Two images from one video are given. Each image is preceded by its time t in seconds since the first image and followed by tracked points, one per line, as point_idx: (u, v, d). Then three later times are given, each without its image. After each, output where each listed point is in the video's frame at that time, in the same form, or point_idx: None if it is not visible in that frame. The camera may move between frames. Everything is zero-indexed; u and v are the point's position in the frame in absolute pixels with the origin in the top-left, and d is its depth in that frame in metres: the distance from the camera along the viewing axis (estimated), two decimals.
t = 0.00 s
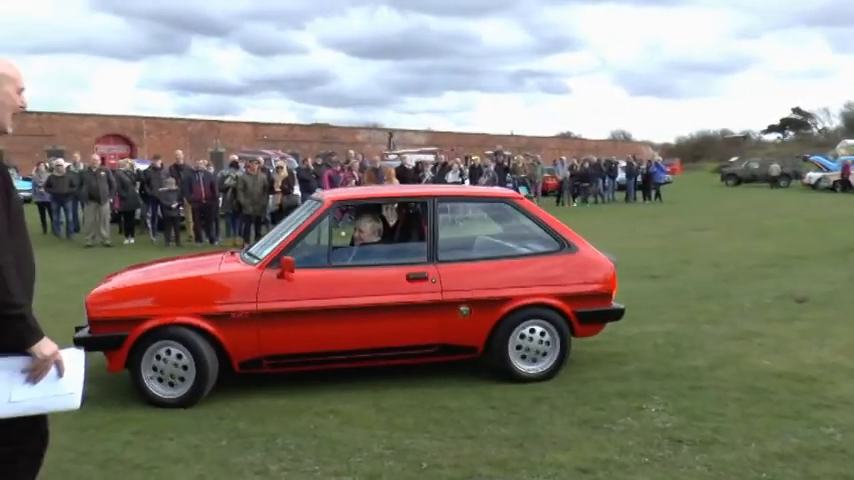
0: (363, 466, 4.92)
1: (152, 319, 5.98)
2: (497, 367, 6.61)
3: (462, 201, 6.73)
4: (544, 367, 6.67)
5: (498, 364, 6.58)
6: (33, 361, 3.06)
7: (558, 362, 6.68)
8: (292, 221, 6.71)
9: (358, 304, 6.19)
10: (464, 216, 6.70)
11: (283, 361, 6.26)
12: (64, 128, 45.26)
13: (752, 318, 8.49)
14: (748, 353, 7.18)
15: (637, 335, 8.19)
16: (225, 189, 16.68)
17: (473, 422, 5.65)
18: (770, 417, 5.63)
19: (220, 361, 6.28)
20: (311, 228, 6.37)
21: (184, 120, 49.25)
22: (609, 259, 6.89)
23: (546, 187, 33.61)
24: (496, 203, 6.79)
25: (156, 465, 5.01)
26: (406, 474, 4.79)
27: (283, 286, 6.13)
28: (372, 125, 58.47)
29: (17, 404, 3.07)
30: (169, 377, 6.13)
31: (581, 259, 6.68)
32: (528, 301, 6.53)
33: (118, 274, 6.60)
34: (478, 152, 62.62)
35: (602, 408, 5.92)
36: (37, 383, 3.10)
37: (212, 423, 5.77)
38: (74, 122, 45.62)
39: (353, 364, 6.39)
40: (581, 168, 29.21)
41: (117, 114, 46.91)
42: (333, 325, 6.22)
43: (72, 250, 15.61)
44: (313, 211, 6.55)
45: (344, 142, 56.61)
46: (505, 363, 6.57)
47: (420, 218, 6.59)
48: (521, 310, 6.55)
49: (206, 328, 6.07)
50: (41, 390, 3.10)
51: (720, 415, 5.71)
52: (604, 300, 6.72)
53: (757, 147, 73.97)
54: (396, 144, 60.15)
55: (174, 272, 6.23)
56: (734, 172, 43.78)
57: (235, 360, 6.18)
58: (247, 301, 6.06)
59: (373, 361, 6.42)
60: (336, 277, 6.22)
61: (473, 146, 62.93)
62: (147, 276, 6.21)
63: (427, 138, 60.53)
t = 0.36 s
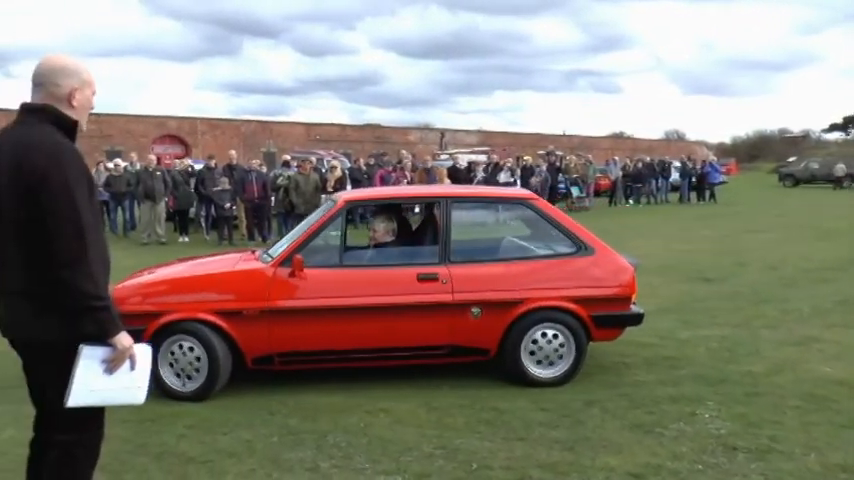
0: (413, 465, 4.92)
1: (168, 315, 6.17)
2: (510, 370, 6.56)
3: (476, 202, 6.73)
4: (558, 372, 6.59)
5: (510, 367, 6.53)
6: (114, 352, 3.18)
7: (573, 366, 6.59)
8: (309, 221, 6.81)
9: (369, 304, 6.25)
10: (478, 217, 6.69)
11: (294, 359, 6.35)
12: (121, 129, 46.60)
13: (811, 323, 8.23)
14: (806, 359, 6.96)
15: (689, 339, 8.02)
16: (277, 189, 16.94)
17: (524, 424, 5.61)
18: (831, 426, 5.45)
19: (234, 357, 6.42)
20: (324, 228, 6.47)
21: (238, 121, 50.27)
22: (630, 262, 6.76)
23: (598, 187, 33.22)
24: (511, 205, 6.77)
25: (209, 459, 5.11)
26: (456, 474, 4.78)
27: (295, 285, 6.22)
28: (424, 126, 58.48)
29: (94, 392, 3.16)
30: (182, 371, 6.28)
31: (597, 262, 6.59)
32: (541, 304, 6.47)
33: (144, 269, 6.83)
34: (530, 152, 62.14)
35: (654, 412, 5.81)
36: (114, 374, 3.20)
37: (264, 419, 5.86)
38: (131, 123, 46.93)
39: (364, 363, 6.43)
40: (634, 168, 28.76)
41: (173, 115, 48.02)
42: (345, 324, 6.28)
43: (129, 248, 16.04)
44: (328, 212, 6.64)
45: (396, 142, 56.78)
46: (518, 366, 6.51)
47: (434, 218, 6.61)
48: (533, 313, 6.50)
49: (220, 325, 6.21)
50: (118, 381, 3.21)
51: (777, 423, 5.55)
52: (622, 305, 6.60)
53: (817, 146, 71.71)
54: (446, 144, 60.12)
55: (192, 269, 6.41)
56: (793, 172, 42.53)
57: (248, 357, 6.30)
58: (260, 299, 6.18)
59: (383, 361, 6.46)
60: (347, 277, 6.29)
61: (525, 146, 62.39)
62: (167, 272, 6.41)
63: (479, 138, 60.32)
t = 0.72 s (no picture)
0: (462, 466, 4.91)
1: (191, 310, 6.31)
2: (528, 373, 6.50)
3: (494, 203, 6.72)
4: (578, 375, 6.50)
5: (528, 370, 6.47)
6: (183, 343, 3.35)
7: (594, 371, 6.49)
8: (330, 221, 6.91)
9: (386, 304, 6.29)
10: (497, 218, 6.67)
11: (313, 357, 6.42)
12: (175, 130, 47.74)
13: None
14: None
15: (743, 344, 7.82)
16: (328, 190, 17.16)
17: (573, 428, 5.55)
18: None
19: (255, 355, 6.53)
20: (343, 228, 6.55)
21: (289, 122, 51.10)
22: (653, 265, 6.65)
23: (650, 187, 32.74)
24: (531, 205, 6.73)
25: (259, 455, 5.19)
26: (505, 476, 4.76)
27: (314, 284, 6.32)
28: (474, 126, 58.29)
29: (160, 381, 3.30)
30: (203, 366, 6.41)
31: (618, 266, 6.51)
32: (560, 306, 6.42)
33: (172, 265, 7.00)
34: (582, 152, 61.47)
35: (707, 419, 5.69)
36: (180, 365, 3.35)
37: (313, 417, 5.92)
38: (185, 125, 48.02)
39: (382, 362, 6.48)
40: (686, 169, 28.21)
41: (226, 117, 49.01)
42: (362, 323, 6.34)
43: (183, 246, 16.42)
44: (348, 212, 6.71)
45: (447, 143, 56.62)
46: (536, 369, 6.45)
47: (453, 220, 6.61)
48: (551, 316, 6.44)
49: (240, 321, 6.34)
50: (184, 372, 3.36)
51: (837, 432, 5.37)
52: (644, 309, 6.50)
53: None
54: (496, 144, 59.77)
55: (216, 266, 6.56)
56: None
57: (268, 353, 6.41)
58: (280, 297, 6.30)
59: (400, 360, 6.49)
60: (365, 277, 6.35)
61: (576, 145, 61.65)
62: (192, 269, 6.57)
63: (530, 138, 59.83)
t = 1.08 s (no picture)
0: (496, 469, 4.90)
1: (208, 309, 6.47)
2: (541, 376, 6.46)
3: (508, 205, 6.69)
4: (592, 379, 6.42)
5: (540, 373, 6.43)
6: (229, 336, 3.51)
7: (608, 375, 6.40)
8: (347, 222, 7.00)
9: (397, 304, 6.33)
10: (510, 220, 6.64)
11: (327, 356, 6.51)
12: (214, 132, 48.50)
13: None
14: None
15: (784, 349, 7.65)
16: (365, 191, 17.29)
17: (610, 432, 5.49)
18: None
19: (272, 354, 6.64)
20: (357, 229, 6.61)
21: (326, 124, 51.57)
22: (671, 269, 6.54)
23: (689, 189, 32.25)
24: (545, 207, 6.68)
25: (295, 454, 5.23)
26: None
27: (328, 284, 6.40)
28: (511, 128, 57.99)
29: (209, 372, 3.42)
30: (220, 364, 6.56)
31: (632, 269, 6.42)
32: (573, 309, 6.35)
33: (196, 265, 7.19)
34: (619, 153, 60.81)
35: (747, 425, 5.58)
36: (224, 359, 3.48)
37: (349, 417, 5.95)
38: (223, 127, 48.72)
39: (395, 362, 6.51)
40: (727, 170, 27.71)
41: (264, 119, 49.62)
42: (375, 323, 6.38)
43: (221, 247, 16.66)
44: (363, 213, 6.78)
45: (483, 145, 56.49)
46: (548, 372, 6.40)
47: (466, 222, 6.62)
48: (563, 319, 6.39)
49: (257, 321, 6.47)
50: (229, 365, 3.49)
51: None
52: (660, 313, 6.39)
53: None
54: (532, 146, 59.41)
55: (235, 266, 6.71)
56: None
57: (283, 352, 6.52)
58: (294, 296, 6.40)
59: (414, 361, 6.52)
60: (378, 277, 6.40)
61: (613, 147, 61.02)
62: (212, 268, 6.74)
63: (566, 139, 59.39)
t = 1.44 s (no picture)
0: (522, 471, 4.88)
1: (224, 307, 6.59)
2: (552, 377, 6.43)
3: (520, 205, 6.66)
4: (604, 380, 6.37)
5: (551, 374, 6.40)
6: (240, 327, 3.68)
7: (619, 376, 6.35)
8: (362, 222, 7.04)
9: (407, 304, 6.34)
10: (521, 220, 6.61)
11: (339, 354, 6.57)
12: (241, 132, 48.95)
13: None
14: None
15: (816, 353, 7.52)
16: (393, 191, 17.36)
17: (637, 435, 5.45)
18: None
19: (285, 350, 6.74)
20: (368, 229, 6.64)
21: (353, 125, 51.85)
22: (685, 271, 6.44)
23: (717, 190, 31.87)
24: (557, 207, 6.62)
25: (321, 453, 5.27)
26: None
27: (339, 283, 6.45)
28: (538, 128, 57.66)
29: (220, 359, 3.59)
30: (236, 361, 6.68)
31: (643, 271, 6.33)
32: (583, 310, 6.29)
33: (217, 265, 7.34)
34: (646, 154, 60.24)
35: (777, 430, 5.50)
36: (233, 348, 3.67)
37: (374, 417, 5.97)
38: (251, 128, 49.17)
39: (406, 361, 6.54)
40: (757, 171, 27.32)
41: (291, 120, 49.93)
42: (386, 322, 6.41)
43: (248, 246, 16.81)
44: (376, 213, 6.81)
45: (509, 145, 56.32)
46: (558, 373, 6.37)
47: (477, 222, 6.61)
48: (573, 320, 6.34)
49: (271, 320, 6.56)
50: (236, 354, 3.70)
51: None
52: (673, 315, 6.30)
53: None
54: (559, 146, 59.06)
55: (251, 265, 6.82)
56: None
57: (296, 350, 6.61)
58: (305, 295, 6.47)
59: (424, 361, 6.53)
60: (388, 277, 6.43)
61: (641, 148, 60.48)
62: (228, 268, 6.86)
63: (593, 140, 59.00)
